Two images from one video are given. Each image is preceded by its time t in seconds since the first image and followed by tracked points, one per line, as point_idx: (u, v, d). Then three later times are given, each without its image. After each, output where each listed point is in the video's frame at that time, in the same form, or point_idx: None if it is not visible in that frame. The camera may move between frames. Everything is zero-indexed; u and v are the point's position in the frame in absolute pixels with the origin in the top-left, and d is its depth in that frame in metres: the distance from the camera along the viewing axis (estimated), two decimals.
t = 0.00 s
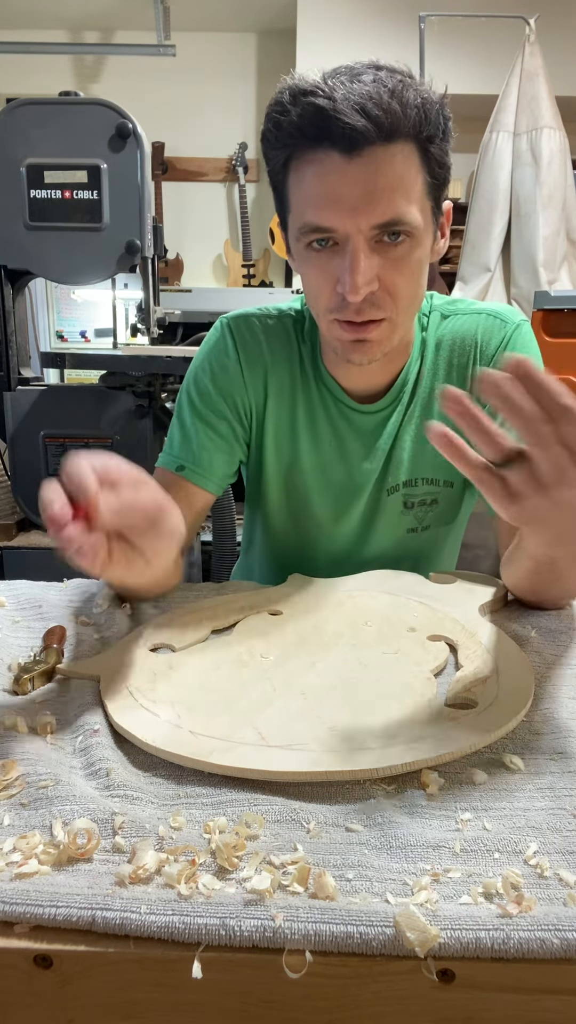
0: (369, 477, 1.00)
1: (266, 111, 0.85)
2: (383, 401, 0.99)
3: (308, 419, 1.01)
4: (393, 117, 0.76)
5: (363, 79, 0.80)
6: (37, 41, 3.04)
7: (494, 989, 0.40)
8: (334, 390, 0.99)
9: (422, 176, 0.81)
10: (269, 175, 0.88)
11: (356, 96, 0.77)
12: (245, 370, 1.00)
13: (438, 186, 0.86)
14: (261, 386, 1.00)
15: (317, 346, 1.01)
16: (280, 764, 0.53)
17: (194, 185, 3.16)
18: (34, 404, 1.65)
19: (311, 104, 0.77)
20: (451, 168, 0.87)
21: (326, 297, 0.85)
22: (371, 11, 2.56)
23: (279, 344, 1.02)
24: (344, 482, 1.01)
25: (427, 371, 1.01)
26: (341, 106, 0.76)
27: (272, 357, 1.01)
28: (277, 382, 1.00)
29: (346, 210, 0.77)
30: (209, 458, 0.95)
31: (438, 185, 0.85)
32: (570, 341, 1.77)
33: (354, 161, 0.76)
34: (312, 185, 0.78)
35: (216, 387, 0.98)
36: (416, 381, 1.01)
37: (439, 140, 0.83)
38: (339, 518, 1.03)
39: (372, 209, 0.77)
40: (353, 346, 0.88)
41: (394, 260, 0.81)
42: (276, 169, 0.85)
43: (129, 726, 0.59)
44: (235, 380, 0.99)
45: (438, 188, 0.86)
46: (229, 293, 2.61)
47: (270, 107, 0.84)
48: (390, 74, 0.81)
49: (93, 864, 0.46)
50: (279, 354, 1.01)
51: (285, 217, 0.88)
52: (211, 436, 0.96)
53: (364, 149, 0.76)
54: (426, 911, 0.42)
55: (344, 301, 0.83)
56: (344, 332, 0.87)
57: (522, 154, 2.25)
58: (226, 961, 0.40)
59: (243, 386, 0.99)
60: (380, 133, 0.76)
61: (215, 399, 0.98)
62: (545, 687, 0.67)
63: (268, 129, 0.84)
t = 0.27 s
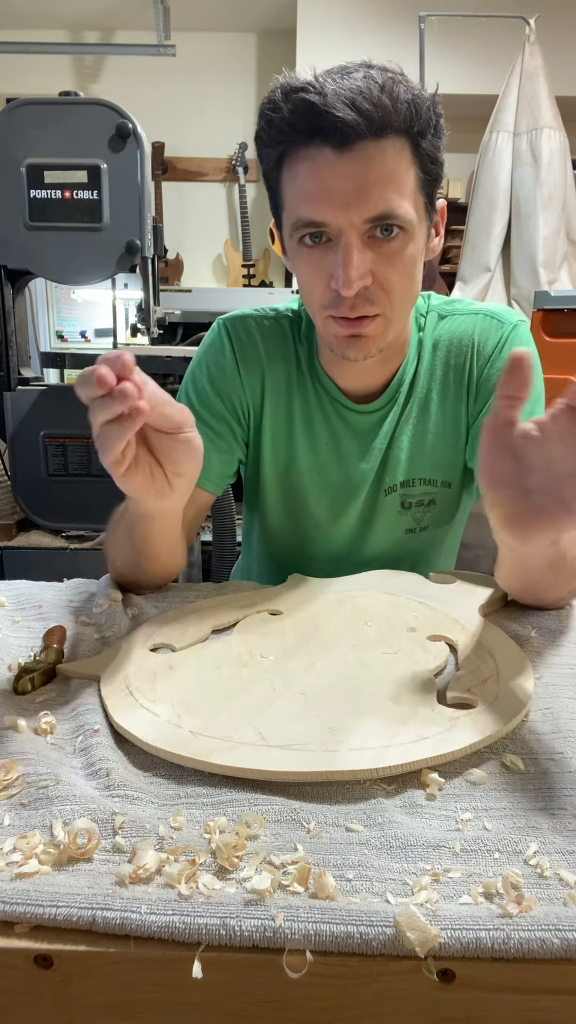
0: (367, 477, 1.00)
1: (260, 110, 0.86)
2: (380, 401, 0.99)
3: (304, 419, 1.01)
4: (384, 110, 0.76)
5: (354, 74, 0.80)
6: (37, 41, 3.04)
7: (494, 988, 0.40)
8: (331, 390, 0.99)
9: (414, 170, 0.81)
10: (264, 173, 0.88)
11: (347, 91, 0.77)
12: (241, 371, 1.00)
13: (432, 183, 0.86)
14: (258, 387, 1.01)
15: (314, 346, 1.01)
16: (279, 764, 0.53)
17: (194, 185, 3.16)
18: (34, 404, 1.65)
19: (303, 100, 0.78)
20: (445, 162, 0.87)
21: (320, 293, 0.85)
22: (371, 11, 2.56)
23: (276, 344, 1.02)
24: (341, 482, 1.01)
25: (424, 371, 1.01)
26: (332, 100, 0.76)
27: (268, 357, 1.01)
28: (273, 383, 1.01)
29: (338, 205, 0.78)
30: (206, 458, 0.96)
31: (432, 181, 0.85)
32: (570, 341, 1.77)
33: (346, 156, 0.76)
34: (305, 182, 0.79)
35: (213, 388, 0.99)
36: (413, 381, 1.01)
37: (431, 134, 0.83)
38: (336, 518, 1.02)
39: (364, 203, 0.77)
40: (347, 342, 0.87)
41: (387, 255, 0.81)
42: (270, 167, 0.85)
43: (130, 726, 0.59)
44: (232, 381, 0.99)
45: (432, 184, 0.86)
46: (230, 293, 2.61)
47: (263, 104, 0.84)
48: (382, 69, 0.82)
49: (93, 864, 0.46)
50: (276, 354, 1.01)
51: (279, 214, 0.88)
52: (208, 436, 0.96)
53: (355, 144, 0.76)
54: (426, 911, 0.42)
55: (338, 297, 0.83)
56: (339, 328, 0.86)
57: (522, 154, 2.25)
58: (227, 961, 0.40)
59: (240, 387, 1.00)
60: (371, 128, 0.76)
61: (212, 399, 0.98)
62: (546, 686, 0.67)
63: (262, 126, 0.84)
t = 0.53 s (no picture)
0: (365, 477, 1.00)
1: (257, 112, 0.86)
2: (378, 402, 0.99)
3: (303, 419, 1.01)
4: (380, 109, 0.76)
5: (349, 75, 0.80)
6: (37, 41, 3.04)
7: (494, 988, 0.40)
8: (329, 390, 0.99)
9: (411, 168, 0.81)
10: (261, 174, 0.88)
11: (343, 90, 0.77)
12: (241, 371, 1.00)
13: (429, 182, 0.86)
14: (258, 387, 1.01)
15: (313, 346, 1.01)
16: (280, 764, 0.53)
17: (194, 185, 3.16)
18: (34, 404, 1.65)
19: (298, 101, 0.78)
20: (442, 161, 0.87)
21: (317, 292, 0.85)
22: (371, 11, 2.56)
23: (275, 343, 1.02)
24: (340, 482, 1.01)
25: (423, 371, 1.01)
26: (328, 100, 0.76)
27: (267, 357, 1.01)
28: (272, 382, 1.00)
29: (335, 205, 0.77)
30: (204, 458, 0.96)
31: (429, 180, 0.85)
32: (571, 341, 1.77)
33: (342, 156, 0.76)
34: (301, 181, 0.79)
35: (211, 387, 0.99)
36: (411, 381, 1.01)
37: (427, 133, 0.83)
38: (335, 518, 1.03)
39: (361, 202, 0.77)
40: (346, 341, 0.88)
41: (384, 254, 0.81)
42: (267, 168, 0.85)
43: (130, 726, 0.59)
44: (231, 382, 1.00)
45: (429, 183, 0.86)
46: (229, 293, 2.60)
47: (260, 107, 0.84)
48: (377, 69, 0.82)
49: (93, 864, 0.46)
50: (275, 354, 1.01)
51: (278, 215, 0.88)
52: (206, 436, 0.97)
53: (351, 143, 0.76)
54: (426, 911, 0.42)
55: (336, 297, 0.83)
56: (338, 328, 0.87)
57: (522, 154, 2.25)
58: (227, 961, 0.40)
59: (239, 387, 1.00)
60: (367, 127, 0.76)
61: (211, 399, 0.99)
62: (546, 687, 0.67)
63: (258, 128, 0.85)
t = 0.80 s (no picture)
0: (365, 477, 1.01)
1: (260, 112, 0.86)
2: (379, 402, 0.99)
3: (304, 420, 1.01)
4: (385, 114, 0.76)
5: (355, 78, 0.80)
6: (37, 41, 3.04)
7: (494, 989, 0.40)
8: (330, 391, 0.99)
9: (415, 173, 0.80)
10: (263, 175, 0.87)
11: (349, 94, 0.77)
12: (242, 371, 1.00)
13: (432, 185, 0.85)
14: (259, 387, 1.01)
15: (314, 346, 1.01)
16: (280, 765, 0.53)
17: (194, 185, 3.16)
18: (34, 404, 1.65)
19: (303, 104, 0.77)
20: (444, 165, 0.87)
21: (319, 295, 0.85)
22: (371, 10, 2.56)
23: (275, 343, 1.02)
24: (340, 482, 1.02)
25: (422, 371, 1.01)
26: (334, 103, 0.76)
27: (268, 357, 1.00)
28: (273, 382, 1.00)
29: (339, 208, 0.76)
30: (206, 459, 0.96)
31: (431, 184, 0.85)
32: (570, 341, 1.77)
33: (347, 159, 0.76)
34: (305, 183, 0.78)
35: (212, 387, 0.99)
36: (411, 381, 1.01)
37: (431, 137, 0.83)
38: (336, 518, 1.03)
39: (365, 207, 0.76)
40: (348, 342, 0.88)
41: (386, 256, 0.81)
42: (270, 169, 0.84)
43: (130, 726, 0.59)
44: (232, 381, 0.99)
45: (432, 187, 0.85)
46: (229, 293, 2.60)
47: (264, 107, 0.84)
48: (382, 72, 0.81)
49: (93, 864, 0.46)
50: (276, 355, 1.01)
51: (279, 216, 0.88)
52: (208, 436, 0.96)
53: (357, 146, 0.75)
54: (426, 911, 0.42)
55: (339, 300, 0.83)
56: (339, 329, 0.87)
57: (522, 155, 2.25)
58: (227, 961, 0.40)
59: (240, 387, 0.99)
60: (373, 130, 0.76)
61: (212, 399, 0.98)
62: (546, 687, 0.67)
63: (262, 129, 0.84)
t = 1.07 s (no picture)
0: (367, 476, 1.01)
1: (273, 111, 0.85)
2: (382, 401, 0.99)
3: (306, 419, 1.01)
4: (404, 115, 0.76)
5: (373, 77, 0.80)
6: (37, 41, 3.04)
7: (493, 988, 0.40)
8: (332, 390, 0.99)
9: (429, 175, 0.81)
10: (274, 170, 0.87)
11: (369, 94, 0.77)
12: (244, 370, 0.99)
13: (443, 187, 0.86)
14: (261, 386, 1.00)
15: (315, 346, 1.01)
16: (281, 765, 0.53)
17: (194, 185, 3.16)
18: (34, 404, 1.65)
19: (323, 102, 0.77)
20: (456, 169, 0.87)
21: (329, 295, 0.85)
22: (370, 11, 2.56)
23: (277, 343, 1.02)
24: (342, 481, 1.02)
25: (424, 372, 1.01)
26: (354, 103, 0.76)
27: (269, 356, 1.00)
28: (275, 381, 1.00)
29: (354, 208, 0.76)
30: (207, 457, 0.95)
31: (443, 186, 0.85)
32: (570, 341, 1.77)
33: (364, 158, 0.76)
34: (320, 181, 0.77)
35: (214, 386, 0.98)
36: (413, 382, 1.01)
37: (445, 140, 0.83)
38: (337, 518, 1.03)
39: (380, 208, 0.76)
40: (356, 343, 0.88)
41: (398, 257, 0.81)
42: (282, 165, 0.84)
43: (131, 726, 0.59)
44: (234, 380, 0.98)
45: (443, 189, 0.86)
46: (230, 292, 2.60)
47: (278, 105, 0.83)
48: (399, 73, 0.82)
49: (93, 864, 0.46)
50: (278, 354, 1.01)
51: (288, 214, 0.87)
52: (209, 434, 0.96)
53: (374, 147, 0.75)
54: (426, 911, 0.42)
55: (350, 300, 0.83)
56: (348, 329, 0.87)
57: (522, 155, 2.25)
58: (227, 962, 0.40)
59: (243, 386, 0.99)
60: (392, 131, 0.76)
61: (214, 397, 0.97)
62: (546, 687, 0.67)
63: (275, 127, 0.83)
